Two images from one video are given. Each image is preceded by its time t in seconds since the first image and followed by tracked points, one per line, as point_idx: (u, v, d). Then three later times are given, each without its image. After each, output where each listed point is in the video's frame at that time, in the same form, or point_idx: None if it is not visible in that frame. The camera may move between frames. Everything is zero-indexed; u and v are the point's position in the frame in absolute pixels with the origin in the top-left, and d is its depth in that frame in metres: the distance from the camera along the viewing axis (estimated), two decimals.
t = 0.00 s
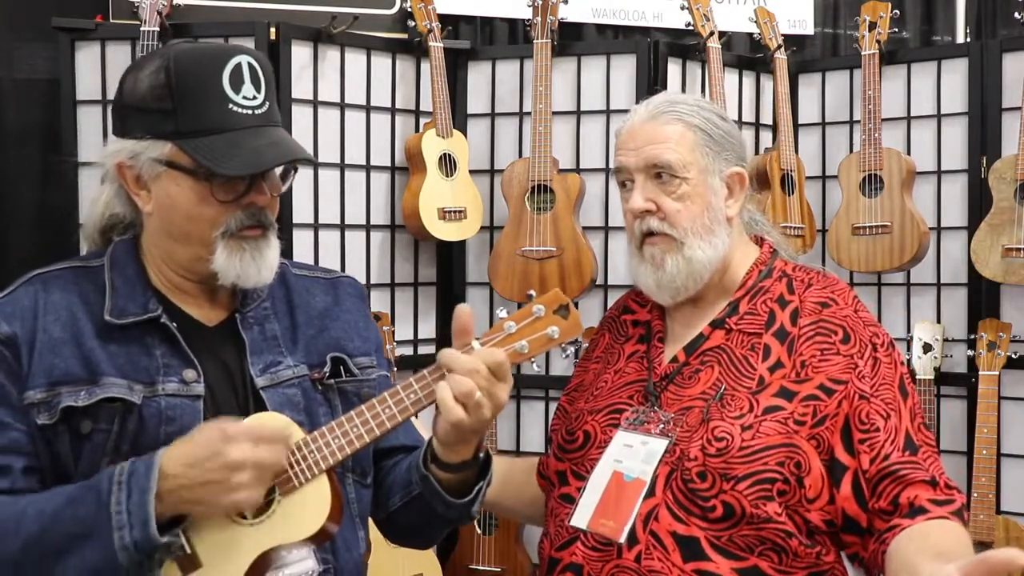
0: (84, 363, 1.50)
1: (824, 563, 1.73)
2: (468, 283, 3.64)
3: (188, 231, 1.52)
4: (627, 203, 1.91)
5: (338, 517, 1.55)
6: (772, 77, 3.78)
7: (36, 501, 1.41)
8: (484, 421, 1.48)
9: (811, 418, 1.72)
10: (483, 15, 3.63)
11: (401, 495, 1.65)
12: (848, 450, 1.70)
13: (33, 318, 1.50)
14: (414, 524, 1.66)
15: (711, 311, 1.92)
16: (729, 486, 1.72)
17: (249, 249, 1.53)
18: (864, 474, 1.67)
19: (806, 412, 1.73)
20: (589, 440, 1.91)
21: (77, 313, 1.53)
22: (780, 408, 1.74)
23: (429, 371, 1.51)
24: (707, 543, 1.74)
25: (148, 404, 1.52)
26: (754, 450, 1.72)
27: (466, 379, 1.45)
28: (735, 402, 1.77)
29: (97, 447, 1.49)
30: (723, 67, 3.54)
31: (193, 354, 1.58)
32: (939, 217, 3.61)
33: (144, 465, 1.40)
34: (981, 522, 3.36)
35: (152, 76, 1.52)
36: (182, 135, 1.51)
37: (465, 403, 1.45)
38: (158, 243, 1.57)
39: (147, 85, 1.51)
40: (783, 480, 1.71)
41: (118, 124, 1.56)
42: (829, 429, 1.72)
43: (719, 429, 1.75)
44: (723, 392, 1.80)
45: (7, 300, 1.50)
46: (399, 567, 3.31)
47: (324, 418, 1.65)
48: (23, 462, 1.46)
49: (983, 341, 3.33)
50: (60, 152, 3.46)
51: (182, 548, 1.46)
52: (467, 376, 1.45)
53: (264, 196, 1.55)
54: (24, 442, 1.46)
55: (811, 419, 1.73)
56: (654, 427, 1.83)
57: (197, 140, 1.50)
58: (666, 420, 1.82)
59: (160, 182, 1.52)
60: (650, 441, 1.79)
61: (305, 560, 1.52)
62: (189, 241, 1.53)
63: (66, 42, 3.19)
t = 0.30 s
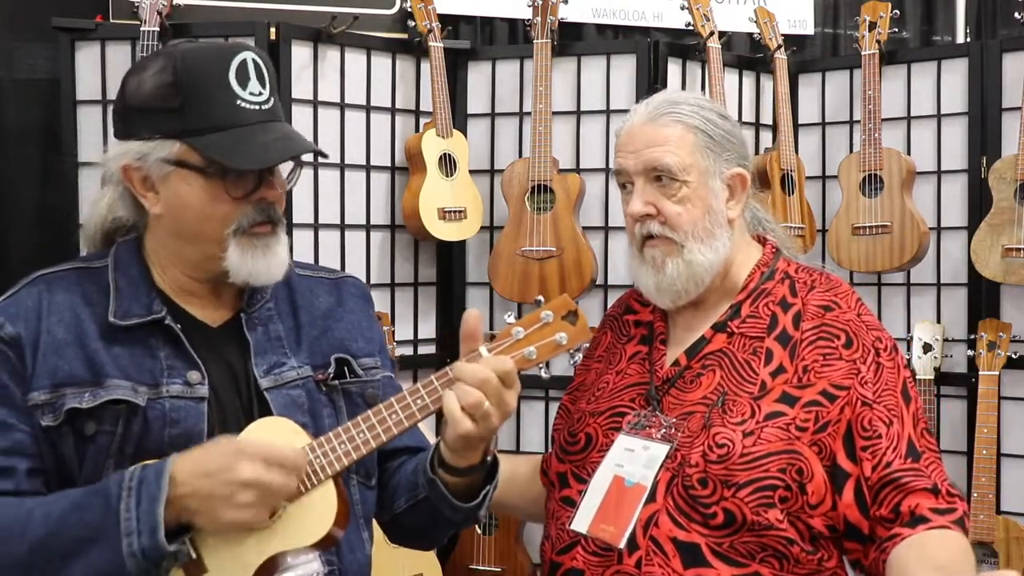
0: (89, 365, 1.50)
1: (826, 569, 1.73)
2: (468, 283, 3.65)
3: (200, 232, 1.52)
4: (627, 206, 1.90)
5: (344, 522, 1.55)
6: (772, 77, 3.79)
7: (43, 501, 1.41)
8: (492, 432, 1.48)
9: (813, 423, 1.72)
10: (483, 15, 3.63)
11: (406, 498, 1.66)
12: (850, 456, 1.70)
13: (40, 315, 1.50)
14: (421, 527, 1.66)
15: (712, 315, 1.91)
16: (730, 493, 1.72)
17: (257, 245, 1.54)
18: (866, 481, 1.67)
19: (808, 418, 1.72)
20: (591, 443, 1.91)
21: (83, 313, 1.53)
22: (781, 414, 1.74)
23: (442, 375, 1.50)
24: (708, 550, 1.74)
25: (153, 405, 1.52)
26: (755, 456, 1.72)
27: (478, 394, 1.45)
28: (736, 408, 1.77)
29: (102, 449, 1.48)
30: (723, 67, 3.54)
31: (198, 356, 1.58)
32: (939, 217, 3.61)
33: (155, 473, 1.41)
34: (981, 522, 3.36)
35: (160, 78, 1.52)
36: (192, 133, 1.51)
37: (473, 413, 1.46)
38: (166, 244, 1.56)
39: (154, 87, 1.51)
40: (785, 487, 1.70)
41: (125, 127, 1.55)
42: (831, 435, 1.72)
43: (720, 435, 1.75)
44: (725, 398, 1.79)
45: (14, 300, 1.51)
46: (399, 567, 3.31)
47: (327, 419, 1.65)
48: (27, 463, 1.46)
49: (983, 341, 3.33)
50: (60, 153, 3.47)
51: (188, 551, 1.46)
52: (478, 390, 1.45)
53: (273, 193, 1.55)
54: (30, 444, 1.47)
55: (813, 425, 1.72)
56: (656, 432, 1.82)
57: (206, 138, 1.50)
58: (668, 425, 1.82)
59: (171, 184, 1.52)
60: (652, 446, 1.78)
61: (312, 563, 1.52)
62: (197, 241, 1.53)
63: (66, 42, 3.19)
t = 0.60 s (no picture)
0: (82, 372, 1.49)
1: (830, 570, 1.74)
2: (468, 283, 3.64)
3: (226, 223, 1.51)
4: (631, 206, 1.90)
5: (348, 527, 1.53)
6: (772, 77, 3.79)
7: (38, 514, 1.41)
8: (492, 434, 1.48)
9: (817, 426, 1.72)
10: (483, 15, 3.63)
11: (401, 495, 1.65)
12: (853, 459, 1.70)
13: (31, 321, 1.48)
14: (415, 524, 1.66)
15: (718, 315, 1.91)
16: (734, 495, 1.72)
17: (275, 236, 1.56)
18: (869, 485, 1.68)
19: (812, 420, 1.72)
20: (596, 443, 1.91)
21: (75, 318, 1.51)
22: (786, 416, 1.73)
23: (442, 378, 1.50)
24: (712, 552, 1.74)
25: (149, 410, 1.51)
26: (760, 458, 1.72)
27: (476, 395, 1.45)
28: (740, 409, 1.77)
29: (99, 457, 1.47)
30: (723, 67, 3.54)
31: (195, 361, 1.56)
32: (939, 217, 3.62)
33: (169, 506, 1.39)
34: (981, 522, 3.36)
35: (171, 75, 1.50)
36: (214, 123, 1.49)
37: (472, 418, 1.46)
38: (184, 245, 1.53)
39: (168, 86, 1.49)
40: (790, 490, 1.70)
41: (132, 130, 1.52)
42: (834, 437, 1.72)
43: (724, 437, 1.75)
44: (729, 399, 1.79)
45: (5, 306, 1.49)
46: (399, 567, 3.31)
47: (321, 417, 1.65)
48: (21, 473, 1.45)
49: (983, 341, 3.33)
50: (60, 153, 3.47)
51: None
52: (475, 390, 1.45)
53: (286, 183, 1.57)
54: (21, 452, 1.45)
55: (817, 428, 1.72)
56: (660, 433, 1.82)
57: (227, 128, 1.50)
58: (672, 427, 1.81)
59: (194, 181, 1.50)
60: (656, 448, 1.78)
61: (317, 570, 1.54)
62: (221, 235, 1.52)
63: (66, 42, 3.19)
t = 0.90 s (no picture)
0: (44, 383, 1.30)
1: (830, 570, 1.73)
2: (468, 283, 3.64)
3: (139, 213, 1.29)
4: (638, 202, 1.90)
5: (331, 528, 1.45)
6: (772, 77, 3.79)
7: None
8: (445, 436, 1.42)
9: (818, 433, 1.71)
10: (484, 15, 3.63)
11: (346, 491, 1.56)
12: (851, 466, 1.71)
13: None
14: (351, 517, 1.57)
15: (717, 316, 1.91)
16: (734, 498, 1.71)
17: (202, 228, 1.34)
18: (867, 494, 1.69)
19: (814, 426, 1.71)
20: (596, 443, 1.91)
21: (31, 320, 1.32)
22: (786, 419, 1.72)
23: (380, 388, 1.39)
24: (710, 554, 1.73)
25: (118, 421, 1.34)
26: (761, 462, 1.71)
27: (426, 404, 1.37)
28: (741, 412, 1.76)
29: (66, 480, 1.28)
30: (723, 67, 3.54)
31: (158, 368, 1.40)
32: (938, 217, 3.62)
33: (178, 507, 1.24)
34: (981, 522, 3.36)
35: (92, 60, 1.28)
36: (123, 108, 1.27)
37: (425, 419, 1.38)
38: (104, 241, 1.32)
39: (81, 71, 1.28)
40: (789, 494, 1.69)
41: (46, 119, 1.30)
42: (835, 444, 1.71)
43: (725, 440, 1.74)
44: (729, 402, 1.78)
45: None
46: (401, 568, 3.34)
47: (284, 414, 1.55)
48: None
49: (983, 341, 3.34)
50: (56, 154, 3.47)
51: None
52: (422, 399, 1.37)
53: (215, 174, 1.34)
54: None
55: (818, 433, 1.71)
56: (660, 434, 1.82)
57: (139, 112, 1.27)
58: (671, 429, 1.81)
59: (105, 166, 1.27)
60: (655, 449, 1.78)
61: None
62: (134, 228, 1.30)
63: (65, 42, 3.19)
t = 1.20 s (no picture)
0: None
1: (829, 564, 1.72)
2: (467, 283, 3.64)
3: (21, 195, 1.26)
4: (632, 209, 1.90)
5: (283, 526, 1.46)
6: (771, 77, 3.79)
7: None
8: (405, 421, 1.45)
9: (823, 430, 1.70)
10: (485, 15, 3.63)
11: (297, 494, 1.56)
12: (859, 465, 1.70)
13: None
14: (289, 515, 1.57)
15: (717, 318, 1.90)
16: (739, 497, 1.70)
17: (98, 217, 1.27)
18: (879, 491, 1.69)
19: (819, 424, 1.70)
20: (598, 445, 1.92)
21: None
22: (791, 418, 1.72)
23: (346, 370, 1.41)
24: (714, 553, 1.72)
25: (72, 436, 1.28)
26: (765, 461, 1.70)
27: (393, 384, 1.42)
28: (744, 412, 1.75)
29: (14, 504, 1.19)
30: (723, 67, 3.54)
31: (113, 372, 1.36)
32: (938, 217, 3.62)
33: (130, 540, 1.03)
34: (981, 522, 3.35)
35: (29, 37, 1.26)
36: (18, 71, 1.21)
37: (389, 402, 1.41)
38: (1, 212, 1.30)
39: None
40: (795, 492, 1.68)
41: None
42: (842, 442, 1.69)
43: (730, 440, 1.73)
44: (733, 402, 1.77)
45: None
46: (401, 568, 3.34)
47: (238, 420, 1.54)
48: None
49: (983, 341, 3.33)
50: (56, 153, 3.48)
51: None
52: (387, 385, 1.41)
53: (120, 166, 1.30)
54: None
55: (824, 432, 1.70)
56: (662, 434, 1.82)
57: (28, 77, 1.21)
58: (674, 429, 1.81)
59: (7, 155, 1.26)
60: (657, 450, 1.78)
61: None
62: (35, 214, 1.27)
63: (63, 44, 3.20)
